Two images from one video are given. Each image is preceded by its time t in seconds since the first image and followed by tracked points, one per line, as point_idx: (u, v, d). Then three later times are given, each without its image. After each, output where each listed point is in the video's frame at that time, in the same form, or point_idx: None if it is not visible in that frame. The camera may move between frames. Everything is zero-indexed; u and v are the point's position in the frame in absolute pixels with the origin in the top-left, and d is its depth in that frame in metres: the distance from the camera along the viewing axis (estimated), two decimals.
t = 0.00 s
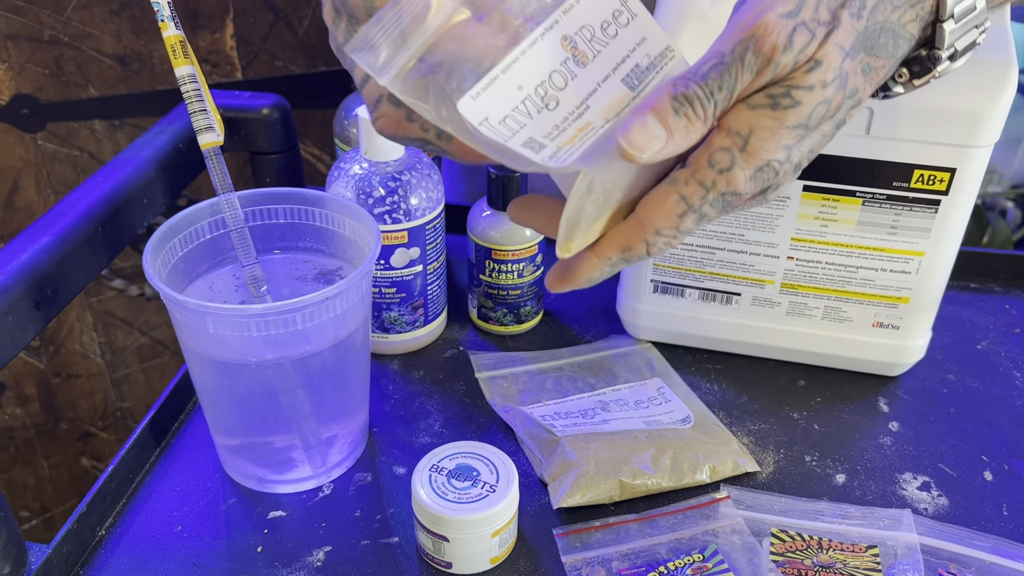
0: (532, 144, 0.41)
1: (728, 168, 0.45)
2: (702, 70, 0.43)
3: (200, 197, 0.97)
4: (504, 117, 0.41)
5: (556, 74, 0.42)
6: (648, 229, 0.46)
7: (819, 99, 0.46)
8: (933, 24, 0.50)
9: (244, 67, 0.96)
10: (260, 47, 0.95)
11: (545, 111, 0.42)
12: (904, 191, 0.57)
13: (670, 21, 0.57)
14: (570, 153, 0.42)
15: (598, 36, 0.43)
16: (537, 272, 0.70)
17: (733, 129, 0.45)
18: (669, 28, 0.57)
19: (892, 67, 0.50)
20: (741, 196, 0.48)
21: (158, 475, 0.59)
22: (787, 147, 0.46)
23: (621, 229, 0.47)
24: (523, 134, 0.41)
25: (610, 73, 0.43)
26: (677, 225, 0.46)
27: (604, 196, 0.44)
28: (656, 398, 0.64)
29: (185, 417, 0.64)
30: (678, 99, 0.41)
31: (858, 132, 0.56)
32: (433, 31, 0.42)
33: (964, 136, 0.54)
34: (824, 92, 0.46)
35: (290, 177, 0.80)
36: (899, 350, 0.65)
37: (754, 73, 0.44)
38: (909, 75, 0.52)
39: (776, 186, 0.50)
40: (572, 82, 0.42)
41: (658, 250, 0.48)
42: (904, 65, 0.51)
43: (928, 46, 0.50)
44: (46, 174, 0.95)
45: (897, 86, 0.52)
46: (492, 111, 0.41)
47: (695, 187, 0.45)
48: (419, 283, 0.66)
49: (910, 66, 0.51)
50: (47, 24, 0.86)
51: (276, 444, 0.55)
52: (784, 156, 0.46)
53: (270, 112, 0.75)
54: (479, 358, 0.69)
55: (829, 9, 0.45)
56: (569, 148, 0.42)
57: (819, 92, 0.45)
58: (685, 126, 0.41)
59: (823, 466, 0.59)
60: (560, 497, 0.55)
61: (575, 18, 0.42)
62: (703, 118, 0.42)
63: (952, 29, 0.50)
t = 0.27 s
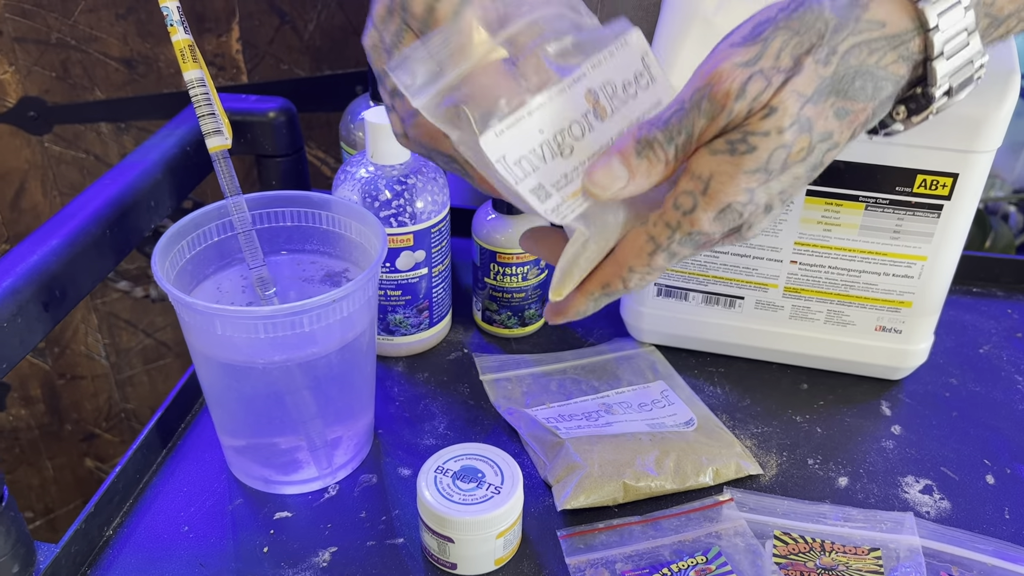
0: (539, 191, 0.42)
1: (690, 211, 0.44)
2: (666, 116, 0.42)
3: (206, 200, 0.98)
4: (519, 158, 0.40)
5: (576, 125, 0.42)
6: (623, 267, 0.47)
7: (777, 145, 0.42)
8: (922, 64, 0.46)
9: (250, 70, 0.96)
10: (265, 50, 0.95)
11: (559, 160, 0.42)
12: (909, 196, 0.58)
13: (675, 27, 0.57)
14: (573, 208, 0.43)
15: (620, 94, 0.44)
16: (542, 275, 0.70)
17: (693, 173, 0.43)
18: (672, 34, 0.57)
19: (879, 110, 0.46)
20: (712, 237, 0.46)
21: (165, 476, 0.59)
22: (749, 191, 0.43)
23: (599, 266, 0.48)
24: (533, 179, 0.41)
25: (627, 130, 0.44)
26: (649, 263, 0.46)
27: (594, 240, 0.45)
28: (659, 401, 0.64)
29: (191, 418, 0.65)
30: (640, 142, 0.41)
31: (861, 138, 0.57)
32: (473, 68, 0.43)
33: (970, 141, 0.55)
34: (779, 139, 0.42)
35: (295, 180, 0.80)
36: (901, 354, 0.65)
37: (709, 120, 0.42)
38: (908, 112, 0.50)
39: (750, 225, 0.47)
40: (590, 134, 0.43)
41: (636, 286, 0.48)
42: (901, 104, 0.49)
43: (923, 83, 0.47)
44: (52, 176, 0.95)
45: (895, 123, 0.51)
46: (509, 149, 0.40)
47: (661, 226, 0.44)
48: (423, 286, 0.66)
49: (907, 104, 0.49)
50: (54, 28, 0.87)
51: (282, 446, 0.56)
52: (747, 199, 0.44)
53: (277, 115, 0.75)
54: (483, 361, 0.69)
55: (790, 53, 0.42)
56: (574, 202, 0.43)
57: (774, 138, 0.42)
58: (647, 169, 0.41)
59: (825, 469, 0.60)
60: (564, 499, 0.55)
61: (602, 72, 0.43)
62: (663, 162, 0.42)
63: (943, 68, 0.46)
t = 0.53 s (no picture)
0: (533, 205, 0.48)
1: (638, 237, 0.45)
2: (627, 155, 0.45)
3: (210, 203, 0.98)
4: (526, 169, 0.47)
5: (591, 152, 0.48)
6: (580, 278, 0.49)
7: (715, 179, 0.42)
8: (890, 99, 0.45)
9: (255, 74, 0.96)
10: (270, 54, 0.95)
11: (563, 180, 0.48)
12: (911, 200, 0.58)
13: (677, 32, 0.58)
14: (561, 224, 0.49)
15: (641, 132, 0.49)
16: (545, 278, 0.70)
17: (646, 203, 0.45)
18: (675, 39, 0.58)
19: (848, 146, 0.45)
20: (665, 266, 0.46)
21: (170, 476, 0.60)
22: (695, 225, 0.43)
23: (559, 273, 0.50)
24: (531, 191, 0.47)
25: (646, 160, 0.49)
26: (601, 278, 0.48)
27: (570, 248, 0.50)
28: (662, 403, 0.65)
29: (197, 418, 0.65)
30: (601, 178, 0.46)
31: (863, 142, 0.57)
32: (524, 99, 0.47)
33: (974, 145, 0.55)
34: (717, 172, 0.42)
35: (300, 182, 0.81)
36: (901, 357, 0.65)
37: (655, 157, 0.44)
38: (886, 149, 0.48)
39: (709, 259, 0.47)
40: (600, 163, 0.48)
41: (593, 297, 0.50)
42: (877, 141, 0.47)
43: (893, 119, 0.46)
44: (58, 178, 0.95)
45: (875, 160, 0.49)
46: (518, 161, 0.47)
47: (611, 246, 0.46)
48: (428, 289, 0.67)
49: (883, 141, 0.47)
50: (61, 31, 0.87)
51: (287, 446, 0.56)
52: (692, 234, 0.44)
53: (283, 118, 0.76)
54: (486, 362, 0.69)
55: (733, 93, 0.44)
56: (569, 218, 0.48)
57: (712, 171, 0.42)
58: (603, 204, 0.46)
59: (827, 472, 0.60)
60: (567, 500, 0.55)
61: (631, 108, 0.48)
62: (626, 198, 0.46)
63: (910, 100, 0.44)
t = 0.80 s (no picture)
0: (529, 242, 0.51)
1: (618, 248, 0.46)
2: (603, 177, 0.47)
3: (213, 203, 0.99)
4: (515, 212, 0.51)
5: (572, 177, 0.50)
6: (564, 283, 0.50)
7: (686, 188, 0.43)
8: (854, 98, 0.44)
9: (258, 75, 0.96)
10: (274, 55, 0.96)
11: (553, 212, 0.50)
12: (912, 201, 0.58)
13: (680, 34, 0.58)
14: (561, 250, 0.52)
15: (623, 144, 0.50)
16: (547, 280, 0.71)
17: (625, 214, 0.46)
18: (677, 42, 0.58)
19: (824, 148, 0.45)
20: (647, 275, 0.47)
21: (175, 475, 0.60)
22: (672, 236, 0.44)
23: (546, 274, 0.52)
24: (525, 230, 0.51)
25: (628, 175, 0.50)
26: (583, 283, 0.49)
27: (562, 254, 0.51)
28: (663, 404, 0.65)
29: (201, 418, 0.65)
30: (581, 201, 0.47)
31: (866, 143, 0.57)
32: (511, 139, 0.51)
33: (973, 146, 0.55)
34: (687, 181, 0.42)
35: (304, 183, 0.81)
36: (903, 358, 0.66)
37: (630, 174, 0.45)
38: (860, 152, 0.47)
39: (695, 271, 0.47)
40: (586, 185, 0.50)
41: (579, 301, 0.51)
42: (851, 143, 0.47)
43: (863, 120, 0.46)
44: (62, 179, 0.96)
45: (851, 165, 0.48)
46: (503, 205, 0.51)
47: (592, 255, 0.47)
48: (430, 289, 0.67)
49: (856, 142, 0.47)
50: (66, 32, 0.87)
51: (290, 446, 0.56)
52: (670, 245, 0.44)
53: (286, 119, 0.76)
54: (489, 363, 0.70)
55: (699, 104, 0.44)
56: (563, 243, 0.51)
57: (683, 180, 0.43)
58: (586, 224, 0.47)
59: (828, 472, 0.60)
60: (569, 500, 0.56)
61: (602, 126, 0.49)
62: (608, 216, 0.47)
63: (877, 97, 0.44)
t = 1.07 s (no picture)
0: (519, 280, 0.47)
1: (633, 277, 0.43)
2: (608, 211, 0.45)
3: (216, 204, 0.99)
4: (496, 254, 0.47)
5: (547, 208, 0.46)
6: (557, 316, 0.46)
7: (709, 220, 0.43)
8: (845, 142, 0.47)
9: (261, 76, 0.96)
10: (276, 57, 0.96)
11: (537, 247, 0.47)
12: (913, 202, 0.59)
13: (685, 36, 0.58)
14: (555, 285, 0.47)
15: (592, 164, 0.46)
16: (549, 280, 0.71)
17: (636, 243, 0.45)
18: (681, 42, 0.58)
19: (819, 188, 0.48)
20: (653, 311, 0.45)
21: (177, 474, 0.60)
22: (693, 266, 0.43)
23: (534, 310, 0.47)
24: (512, 270, 0.47)
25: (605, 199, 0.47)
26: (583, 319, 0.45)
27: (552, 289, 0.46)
28: (665, 404, 0.65)
29: (204, 417, 0.65)
30: (588, 235, 0.44)
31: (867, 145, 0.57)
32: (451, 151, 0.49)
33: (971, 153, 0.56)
34: (710, 214, 0.43)
35: (307, 184, 0.81)
36: (905, 359, 0.66)
37: (642, 209, 0.45)
38: (846, 194, 0.50)
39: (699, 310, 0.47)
40: (564, 214, 0.46)
41: (567, 344, 0.47)
42: (839, 186, 0.50)
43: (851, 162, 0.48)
44: (65, 180, 0.96)
45: (839, 206, 0.51)
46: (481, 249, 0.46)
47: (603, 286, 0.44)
48: (433, 289, 0.67)
49: (844, 185, 0.50)
50: (69, 33, 0.87)
51: (292, 445, 0.57)
52: (691, 276, 0.44)
53: (289, 120, 0.76)
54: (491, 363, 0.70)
55: (709, 141, 0.45)
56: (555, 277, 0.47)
57: (705, 213, 0.43)
58: (595, 259, 0.44)
59: (830, 473, 0.60)
60: (570, 500, 0.56)
61: (567, 151, 0.46)
62: (611, 249, 0.44)
63: (864, 142, 0.47)
